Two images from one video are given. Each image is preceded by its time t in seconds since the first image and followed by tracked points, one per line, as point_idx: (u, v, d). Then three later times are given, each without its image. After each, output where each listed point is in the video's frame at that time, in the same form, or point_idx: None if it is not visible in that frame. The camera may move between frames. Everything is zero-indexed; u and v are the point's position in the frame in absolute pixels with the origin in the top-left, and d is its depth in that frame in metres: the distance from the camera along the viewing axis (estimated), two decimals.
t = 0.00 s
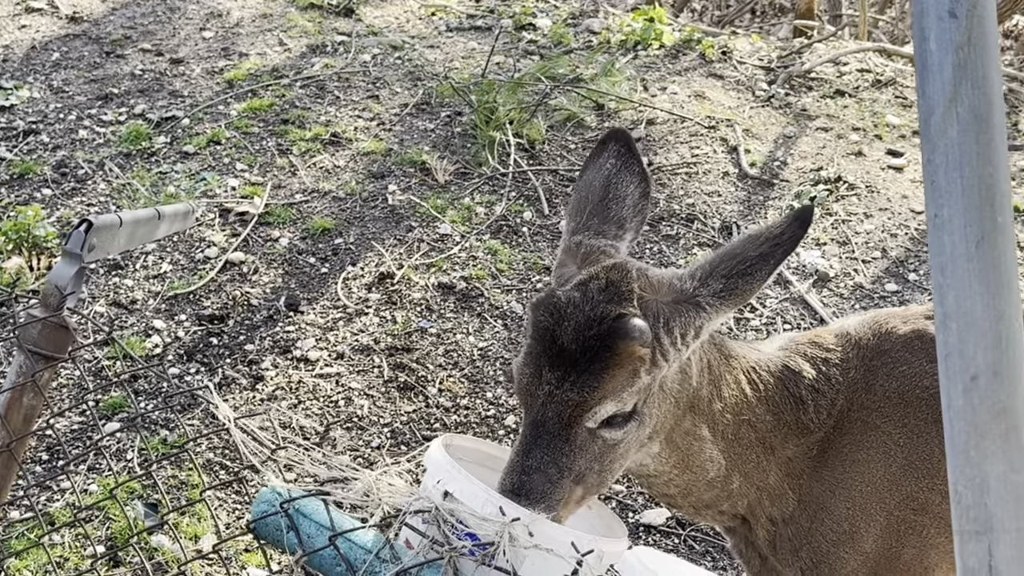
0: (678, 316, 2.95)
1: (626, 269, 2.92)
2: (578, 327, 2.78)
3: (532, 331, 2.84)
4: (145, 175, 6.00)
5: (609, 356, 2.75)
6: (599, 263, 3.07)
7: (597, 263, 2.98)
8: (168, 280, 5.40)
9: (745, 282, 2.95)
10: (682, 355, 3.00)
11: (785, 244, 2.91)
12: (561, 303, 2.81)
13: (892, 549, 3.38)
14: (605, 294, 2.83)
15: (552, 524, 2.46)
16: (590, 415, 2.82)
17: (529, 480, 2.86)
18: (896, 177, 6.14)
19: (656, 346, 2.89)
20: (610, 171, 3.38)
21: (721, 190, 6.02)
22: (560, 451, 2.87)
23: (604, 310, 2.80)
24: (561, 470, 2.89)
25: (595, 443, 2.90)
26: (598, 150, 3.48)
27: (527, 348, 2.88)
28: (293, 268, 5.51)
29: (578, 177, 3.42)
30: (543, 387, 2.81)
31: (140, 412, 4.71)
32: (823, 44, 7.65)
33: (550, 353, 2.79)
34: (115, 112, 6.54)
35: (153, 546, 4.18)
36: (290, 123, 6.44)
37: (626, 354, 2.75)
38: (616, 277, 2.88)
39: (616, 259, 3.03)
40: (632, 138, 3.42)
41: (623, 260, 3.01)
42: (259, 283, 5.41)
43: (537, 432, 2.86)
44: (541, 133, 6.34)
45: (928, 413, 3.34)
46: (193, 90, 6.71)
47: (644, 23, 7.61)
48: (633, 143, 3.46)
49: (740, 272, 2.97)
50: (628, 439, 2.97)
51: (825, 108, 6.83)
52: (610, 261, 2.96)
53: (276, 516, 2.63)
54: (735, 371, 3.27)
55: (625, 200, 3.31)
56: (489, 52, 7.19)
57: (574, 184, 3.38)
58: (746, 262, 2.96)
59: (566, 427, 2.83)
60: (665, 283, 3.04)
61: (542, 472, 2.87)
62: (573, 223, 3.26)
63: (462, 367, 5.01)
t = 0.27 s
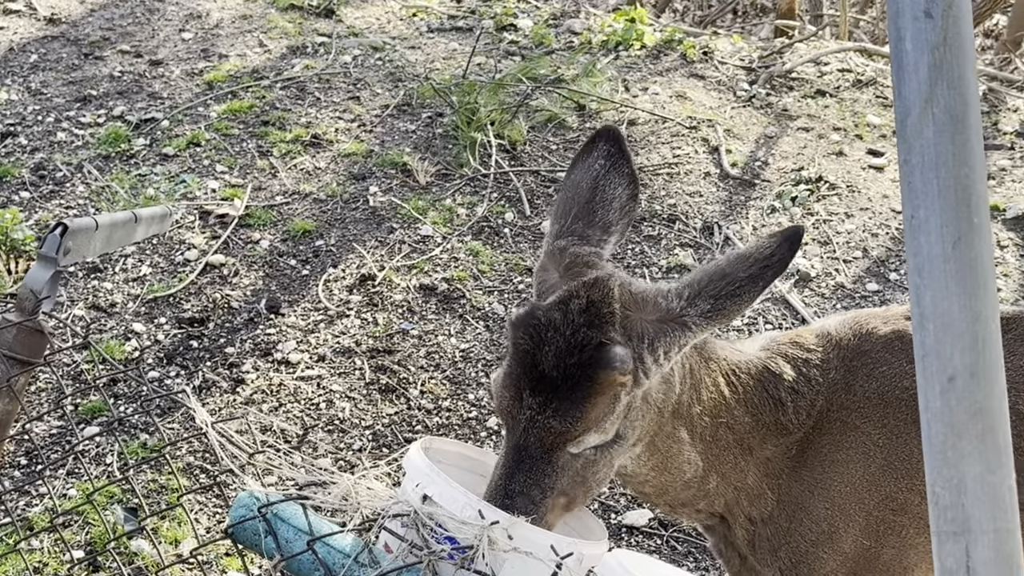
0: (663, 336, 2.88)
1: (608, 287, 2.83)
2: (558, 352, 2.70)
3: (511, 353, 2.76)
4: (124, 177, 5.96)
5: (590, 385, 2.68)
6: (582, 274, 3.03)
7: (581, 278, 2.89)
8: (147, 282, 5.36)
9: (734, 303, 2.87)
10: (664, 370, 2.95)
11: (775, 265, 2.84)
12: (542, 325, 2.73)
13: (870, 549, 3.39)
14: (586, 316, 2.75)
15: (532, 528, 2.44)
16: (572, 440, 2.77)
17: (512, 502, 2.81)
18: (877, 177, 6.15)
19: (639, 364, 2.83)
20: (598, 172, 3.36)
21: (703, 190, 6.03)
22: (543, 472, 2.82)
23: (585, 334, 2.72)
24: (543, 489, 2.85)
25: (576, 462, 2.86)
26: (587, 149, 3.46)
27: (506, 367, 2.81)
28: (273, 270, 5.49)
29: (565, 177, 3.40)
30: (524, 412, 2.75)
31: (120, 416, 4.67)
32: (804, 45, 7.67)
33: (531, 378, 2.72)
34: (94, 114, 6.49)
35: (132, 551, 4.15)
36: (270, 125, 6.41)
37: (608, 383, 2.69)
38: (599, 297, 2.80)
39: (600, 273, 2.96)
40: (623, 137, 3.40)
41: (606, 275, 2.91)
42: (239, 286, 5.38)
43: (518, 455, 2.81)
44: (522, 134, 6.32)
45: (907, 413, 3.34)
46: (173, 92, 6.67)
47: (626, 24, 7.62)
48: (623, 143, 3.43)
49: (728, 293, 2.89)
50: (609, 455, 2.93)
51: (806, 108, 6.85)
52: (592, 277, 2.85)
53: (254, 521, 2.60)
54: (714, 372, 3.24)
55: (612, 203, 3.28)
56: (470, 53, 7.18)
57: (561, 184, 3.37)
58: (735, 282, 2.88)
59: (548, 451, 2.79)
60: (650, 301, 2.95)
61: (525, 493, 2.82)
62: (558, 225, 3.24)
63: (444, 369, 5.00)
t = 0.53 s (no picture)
0: (643, 354, 2.86)
1: (586, 301, 2.86)
2: (538, 371, 2.72)
3: (492, 370, 2.78)
4: (104, 180, 5.94)
5: (571, 404, 2.70)
6: (564, 283, 3.03)
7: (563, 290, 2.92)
8: (127, 286, 5.34)
9: (715, 330, 2.81)
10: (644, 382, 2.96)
11: (760, 299, 2.74)
12: (522, 343, 2.75)
13: (848, 549, 3.36)
14: (565, 334, 2.78)
15: (511, 532, 2.43)
16: (553, 456, 2.78)
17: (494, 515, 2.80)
18: (858, 178, 6.18)
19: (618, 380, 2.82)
20: (582, 178, 3.36)
21: (684, 192, 6.04)
22: (523, 485, 2.82)
23: (565, 353, 2.74)
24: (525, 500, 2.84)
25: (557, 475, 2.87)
26: (571, 153, 3.46)
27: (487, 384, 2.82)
28: (255, 273, 5.47)
29: (548, 182, 3.39)
30: (506, 428, 2.76)
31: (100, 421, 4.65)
32: (785, 45, 7.69)
33: (511, 395, 2.74)
34: (74, 117, 6.46)
35: (113, 556, 4.14)
36: (251, 127, 6.39)
37: (588, 401, 2.71)
38: (578, 313, 2.83)
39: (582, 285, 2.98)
40: (607, 142, 3.40)
41: (588, 290, 2.92)
42: (220, 289, 5.36)
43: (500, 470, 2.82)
44: (504, 136, 6.32)
45: (887, 414, 3.31)
46: (153, 95, 6.64)
47: (607, 25, 7.63)
48: (607, 149, 3.43)
49: (711, 320, 2.83)
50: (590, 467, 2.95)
51: (787, 109, 6.87)
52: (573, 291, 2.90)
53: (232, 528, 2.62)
54: (694, 372, 3.26)
55: (595, 210, 3.29)
56: (452, 55, 7.18)
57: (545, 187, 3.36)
58: (718, 310, 2.81)
59: (530, 466, 2.79)
60: (633, 317, 2.93)
61: (507, 507, 2.81)
62: (541, 230, 3.24)
63: (426, 372, 5.00)
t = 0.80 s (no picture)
0: (596, 350, 2.81)
1: (542, 297, 2.87)
2: (488, 364, 2.73)
3: (446, 362, 2.80)
4: (79, 184, 5.91)
5: (517, 399, 2.71)
6: (524, 282, 3.02)
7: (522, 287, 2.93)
8: (102, 290, 5.32)
9: (667, 324, 2.75)
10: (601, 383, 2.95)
11: (711, 291, 2.67)
12: (474, 336, 2.77)
13: (815, 553, 3.32)
14: (517, 329, 2.79)
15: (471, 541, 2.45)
16: (500, 450, 2.79)
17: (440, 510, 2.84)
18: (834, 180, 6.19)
19: (569, 378, 2.79)
20: (554, 180, 3.36)
21: (662, 194, 6.04)
22: (470, 480, 2.83)
23: (515, 348, 2.75)
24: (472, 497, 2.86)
25: (507, 471, 2.87)
26: (543, 156, 3.45)
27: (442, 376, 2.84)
28: (230, 277, 5.45)
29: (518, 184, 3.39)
30: (454, 421, 2.77)
31: (73, 426, 4.63)
32: (765, 46, 7.70)
33: (462, 387, 2.75)
34: (49, 120, 6.43)
35: (84, 563, 4.12)
36: (228, 130, 6.37)
37: (534, 397, 2.71)
38: (533, 308, 2.83)
39: (540, 282, 2.98)
40: (579, 147, 3.39)
41: (544, 286, 2.93)
42: (196, 293, 5.34)
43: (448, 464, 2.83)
44: (481, 138, 6.31)
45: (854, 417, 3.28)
46: (130, 98, 6.62)
47: (586, 27, 7.64)
48: (579, 152, 3.43)
49: (664, 314, 2.76)
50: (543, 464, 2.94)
51: (765, 111, 6.88)
52: (529, 288, 2.91)
53: (193, 537, 2.62)
54: (662, 374, 3.27)
55: (562, 212, 3.28)
56: (430, 57, 7.17)
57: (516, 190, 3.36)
58: (671, 303, 2.75)
59: (477, 460, 2.81)
60: (587, 315, 2.89)
61: (453, 501, 2.83)
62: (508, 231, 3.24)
63: (402, 375, 4.99)
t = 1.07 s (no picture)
0: (545, 356, 2.83)
1: (492, 303, 2.92)
2: (437, 372, 2.78)
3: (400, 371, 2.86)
4: (54, 188, 5.89)
5: (464, 405, 2.75)
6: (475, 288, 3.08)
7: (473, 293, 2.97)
8: (76, 295, 5.29)
9: (613, 340, 2.75)
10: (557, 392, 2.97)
11: (661, 316, 2.68)
12: (425, 343, 2.83)
13: (779, 560, 3.33)
14: (466, 335, 2.84)
15: (423, 552, 2.47)
16: (452, 458, 2.84)
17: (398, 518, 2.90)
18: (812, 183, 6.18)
19: (518, 385, 2.81)
20: (502, 186, 3.44)
21: (639, 197, 6.03)
22: (427, 488, 2.89)
23: (463, 354, 2.80)
24: (430, 507, 2.91)
25: (464, 480, 2.93)
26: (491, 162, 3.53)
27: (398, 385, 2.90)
28: (205, 281, 5.43)
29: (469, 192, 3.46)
30: (408, 429, 2.83)
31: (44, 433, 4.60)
32: (746, 48, 7.69)
33: (413, 396, 2.81)
34: (26, 123, 6.41)
35: (53, 570, 4.09)
36: (205, 133, 6.35)
37: (481, 403, 2.76)
38: (482, 314, 2.88)
39: (491, 288, 3.03)
40: (525, 151, 3.46)
41: (495, 292, 2.97)
42: (170, 297, 5.32)
43: (405, 472, 2.89)
44: (459, 141, 6.30)
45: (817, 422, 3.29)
46: (107, 101, 6.59)
47: (567, 29, 7.63)
48: (526, 157, 3.50)
49: (614, 330, 2.77)
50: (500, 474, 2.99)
51: (745, 113, 6.87)
52: (479, 294, 2.96)
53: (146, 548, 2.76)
54: (628, 380, 3.26)
55: (512, 216, 3.36)
56: (410, 59, 7.15)
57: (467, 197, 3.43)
58: (622, 320, 2.77)
59: (431, 469, 2.87)
60: (539, 322, 2.93)
61: (410, 510, 2.89)
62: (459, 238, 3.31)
63: (376, 380, 4.97)
